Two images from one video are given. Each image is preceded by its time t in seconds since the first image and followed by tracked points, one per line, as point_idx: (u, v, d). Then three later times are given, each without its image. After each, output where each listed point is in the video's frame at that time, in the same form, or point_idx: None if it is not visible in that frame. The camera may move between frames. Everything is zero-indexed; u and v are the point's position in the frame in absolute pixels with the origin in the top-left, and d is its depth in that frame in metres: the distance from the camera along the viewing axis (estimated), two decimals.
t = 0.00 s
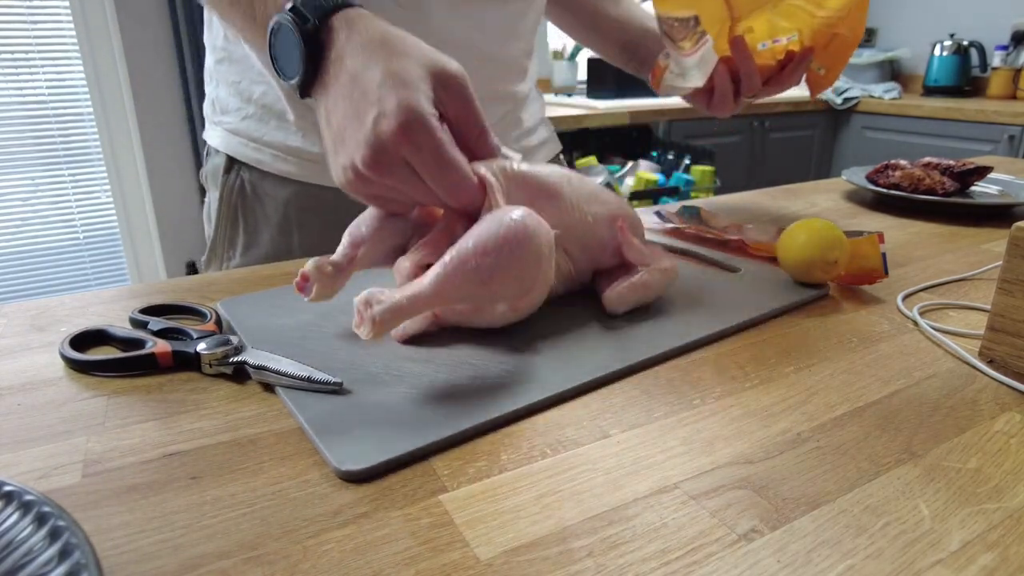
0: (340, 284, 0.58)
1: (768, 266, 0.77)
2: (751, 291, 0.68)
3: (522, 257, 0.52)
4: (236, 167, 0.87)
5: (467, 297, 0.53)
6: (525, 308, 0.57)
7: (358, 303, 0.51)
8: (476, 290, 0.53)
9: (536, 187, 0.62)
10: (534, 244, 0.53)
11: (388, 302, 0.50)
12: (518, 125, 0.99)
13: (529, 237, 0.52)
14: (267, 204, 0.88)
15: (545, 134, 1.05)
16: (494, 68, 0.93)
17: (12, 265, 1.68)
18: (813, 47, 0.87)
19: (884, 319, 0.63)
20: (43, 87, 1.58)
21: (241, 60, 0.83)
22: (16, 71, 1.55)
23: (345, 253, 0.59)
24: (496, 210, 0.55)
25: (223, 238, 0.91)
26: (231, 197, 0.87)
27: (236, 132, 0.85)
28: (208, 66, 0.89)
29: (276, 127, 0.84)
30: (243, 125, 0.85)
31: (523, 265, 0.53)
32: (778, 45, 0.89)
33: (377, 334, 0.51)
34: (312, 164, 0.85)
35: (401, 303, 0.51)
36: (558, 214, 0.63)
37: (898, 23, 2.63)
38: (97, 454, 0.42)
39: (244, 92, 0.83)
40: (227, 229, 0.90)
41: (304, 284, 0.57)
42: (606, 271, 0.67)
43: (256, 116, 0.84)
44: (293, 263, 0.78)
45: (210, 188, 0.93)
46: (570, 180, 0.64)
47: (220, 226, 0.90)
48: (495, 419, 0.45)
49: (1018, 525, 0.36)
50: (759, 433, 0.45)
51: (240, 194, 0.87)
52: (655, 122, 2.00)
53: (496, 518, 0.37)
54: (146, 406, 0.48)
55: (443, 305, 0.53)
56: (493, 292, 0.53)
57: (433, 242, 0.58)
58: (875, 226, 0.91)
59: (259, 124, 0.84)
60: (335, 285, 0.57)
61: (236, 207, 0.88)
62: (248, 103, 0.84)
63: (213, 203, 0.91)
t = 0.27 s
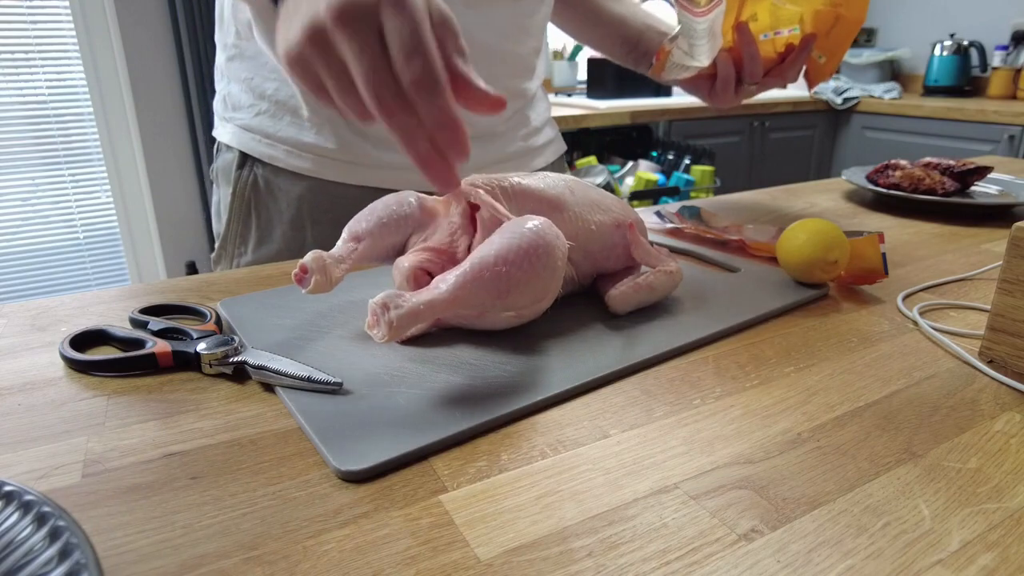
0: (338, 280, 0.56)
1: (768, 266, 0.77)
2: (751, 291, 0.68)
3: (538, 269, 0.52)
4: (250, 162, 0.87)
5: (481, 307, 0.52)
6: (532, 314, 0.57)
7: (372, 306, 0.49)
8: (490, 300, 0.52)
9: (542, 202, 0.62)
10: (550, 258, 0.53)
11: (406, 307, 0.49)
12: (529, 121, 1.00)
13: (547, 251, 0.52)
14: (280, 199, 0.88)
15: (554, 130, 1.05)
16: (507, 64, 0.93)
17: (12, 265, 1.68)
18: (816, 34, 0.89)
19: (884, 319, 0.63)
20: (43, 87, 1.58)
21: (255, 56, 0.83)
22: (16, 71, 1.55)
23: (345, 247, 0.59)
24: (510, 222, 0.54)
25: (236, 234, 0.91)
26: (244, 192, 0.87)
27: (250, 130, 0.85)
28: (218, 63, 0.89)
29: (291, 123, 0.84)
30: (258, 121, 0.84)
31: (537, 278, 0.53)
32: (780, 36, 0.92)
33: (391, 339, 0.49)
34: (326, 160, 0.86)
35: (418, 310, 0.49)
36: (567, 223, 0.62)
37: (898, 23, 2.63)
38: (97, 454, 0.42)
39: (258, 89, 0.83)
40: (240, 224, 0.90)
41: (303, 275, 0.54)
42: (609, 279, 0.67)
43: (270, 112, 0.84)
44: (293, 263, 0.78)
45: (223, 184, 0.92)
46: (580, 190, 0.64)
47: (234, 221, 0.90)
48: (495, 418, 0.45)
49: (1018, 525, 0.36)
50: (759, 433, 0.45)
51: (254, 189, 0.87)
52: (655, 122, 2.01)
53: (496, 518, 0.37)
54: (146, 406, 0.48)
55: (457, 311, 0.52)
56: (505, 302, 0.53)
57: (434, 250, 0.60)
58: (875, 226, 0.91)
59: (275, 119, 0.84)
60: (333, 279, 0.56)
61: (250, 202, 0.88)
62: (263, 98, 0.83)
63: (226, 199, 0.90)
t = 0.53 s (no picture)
0: (339, 280, 0.56)
1: (768, 266, 0.77)
2: (751, 291, 0.68)
3: (540, 270, 0.52)
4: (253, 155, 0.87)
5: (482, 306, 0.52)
6: (536, 314, 0.56)
7: (373, 305, 0.49)
8: (491, 301, 0.52)
9: (541, 202, 0.62)
10: (551, 258, 0.53)
11: (406, 305, 0.49)
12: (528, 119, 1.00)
13: (547, 251, 0.52)
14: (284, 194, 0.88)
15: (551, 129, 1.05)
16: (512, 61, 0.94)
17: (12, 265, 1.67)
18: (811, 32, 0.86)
19: (884, 319, 0.63)
20: (43, 87, 1.58)
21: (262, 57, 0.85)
22: (16, 71, 1.54)
23: (345, 248, 0.59)
24: (511, 223, 0.54)
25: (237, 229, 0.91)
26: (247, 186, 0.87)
27: (255, 128, 0.85)
28: (221, 63, 0.90)
29: (298, 120, 0.84)
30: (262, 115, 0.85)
31: (538, 278, 0.52)
32: (776, 36, 0.87)
33: (391, 338, 0.49)
34: (333, 157, 0.86)
35: (418, 309, 0.49)
36: (566, 224, 0.62)
37: (897, 23, 2.63)
38: (97, 454, 0.42)
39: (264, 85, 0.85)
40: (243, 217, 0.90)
41: (303, 276, 0.54)
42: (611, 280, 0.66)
43: (273, 109, 0.85)
44: (293, 263, 0.78)
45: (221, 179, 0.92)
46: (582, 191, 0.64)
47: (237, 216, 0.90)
48: (495, 419, 0.45)
49: (1018, 525, 0.36)
50: (759, 433, 0.45)
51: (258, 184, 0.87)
52: (654, 122, 2.02)
53: (496, 518, 0.37)
54: (146, 406, 0.48)
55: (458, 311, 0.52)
56: (506, 302, 0.53)
57: (432, 249, 0.60)
58: (875, 226, 0.91)
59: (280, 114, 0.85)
60: (334, 280, 0.56)
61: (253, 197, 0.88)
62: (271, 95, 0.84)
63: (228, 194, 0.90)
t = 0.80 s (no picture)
0: (339, 279, 0.56)
1: (768, 267, 0.77)
2: (751, 291, 0.68)
3: (540, 270, 0.52)
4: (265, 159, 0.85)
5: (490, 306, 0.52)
6: (542, 313, 0.56)
7: (374, 306, 0.48)
8: (492, 302, 0.52)
9: (541, 202, 0.62)
10: (552, 259, 0.53)
11: (409, 306, 0.49)
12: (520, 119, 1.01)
13: (548, 252, 0.52)
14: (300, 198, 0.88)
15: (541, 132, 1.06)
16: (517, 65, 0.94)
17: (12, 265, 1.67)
18: (798, 16, 0.94)
19: (885, 319, 0.63)
20: (43, 87, 1.58)
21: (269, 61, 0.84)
22: (16, 71, 1.54)
23: (345, 248, 0.59)
24: (511, 223, 0.54)
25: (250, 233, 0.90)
26: (260, 188, 0.86)
27: (264, 133, 0.84)
28: (224, 71, 0.89)
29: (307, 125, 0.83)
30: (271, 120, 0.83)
31: (539, 279, 0.52)
32: (764, 21, 0.97)
33: (393, 339, 0.49)
34: (345, 161, 0.86)
35: (419, 310, 0.49)
36: (567, 225, 0.62)
37: (898, 23, 2.63)
38: (97, 454, 0.42)
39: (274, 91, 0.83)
40: (256, 221, 0.89)
41: (303, 276, 0.54)
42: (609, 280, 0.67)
43: (288, 116, 0.83)
44: (294, 263, 0.78)
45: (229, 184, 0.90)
46: (581, 192, 0.64)
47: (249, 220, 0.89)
48: (495, 419, 0.45)
49: (1018, 525, 0.36)
50: (759, 433, 0.45)
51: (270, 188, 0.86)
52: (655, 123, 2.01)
53: (496, 518, 0.37)
54: (146, 406, 0.48)
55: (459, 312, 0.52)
56: (507, 303, 0.53)
57: (432, 250, 0.60)
58: (875, 226, 0.91)
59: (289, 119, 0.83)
60: (334, 279, 0.56)
61: (265, 201, 0.87)
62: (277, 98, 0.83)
63: (237, 198, 0.89)
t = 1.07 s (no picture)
0: (338, 279, 0.56)
1: (768, 266, 0.77)
2: (751, 292, 0.68)
3: (540, 270, 0.52)
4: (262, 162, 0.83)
5: (490, 306, 0.52)
6: (540, 313, 0.56)
7: (375, 306, 0.49)
8: (494, 302, 0.52)
9: (541, 202, 0.62)
10: (553, 258, 0.53)
11: (409, 306, 0.49)
12: (507, 119, 1.01)
13: (549, 253, 0.52)
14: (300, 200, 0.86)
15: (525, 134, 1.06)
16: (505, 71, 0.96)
17: (13, 265, 1.68)
18: (778, 22, 1.15)
19: (885, 319, 0.63)
20: (43, 87, 1.58)
21: (265, 72, 0.82)
22: (16, 71, 1.55)
23: (345, 248, 0.59)
24: (511, 224, 0.54)
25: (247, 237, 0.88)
26: (259, 193, 0.84)
27: (265, 143, 0.82)
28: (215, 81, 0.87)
29: (306, 133, 0.83)
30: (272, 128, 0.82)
31: (540, 279, 0.53)
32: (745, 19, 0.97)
33: (393, 338, 0.49)
34: (347, 167, 0.86)
35: (420, 310, 0.49)
36: (567, 225, 0.62)
37: (898, 23, 2.63)
38: (97, 454, 0.42)
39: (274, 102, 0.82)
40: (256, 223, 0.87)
41: (302, 276, 0.54)
42: (609, 280, 0.67)
43: (289, 125, 0.82)
44: (293, 263, 0.78)
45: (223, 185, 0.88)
46: (581, 192, 0.64)
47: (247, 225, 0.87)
48: (495, 419, 0.45)
49: (1018, 525, 0.36)
50: (759, 433, 0.45)
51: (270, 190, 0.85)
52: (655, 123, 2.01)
53: (497, 518, 0.37)
54: (146, 406, 0.48)
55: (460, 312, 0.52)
56: (508, 303, 0.53)
57: (432, 250, 0.60)
58: (875, 226, 0.91)
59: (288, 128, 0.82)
60: (333, 279, 0.56)
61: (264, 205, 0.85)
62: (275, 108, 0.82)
63: (235, 203, 0.87)
